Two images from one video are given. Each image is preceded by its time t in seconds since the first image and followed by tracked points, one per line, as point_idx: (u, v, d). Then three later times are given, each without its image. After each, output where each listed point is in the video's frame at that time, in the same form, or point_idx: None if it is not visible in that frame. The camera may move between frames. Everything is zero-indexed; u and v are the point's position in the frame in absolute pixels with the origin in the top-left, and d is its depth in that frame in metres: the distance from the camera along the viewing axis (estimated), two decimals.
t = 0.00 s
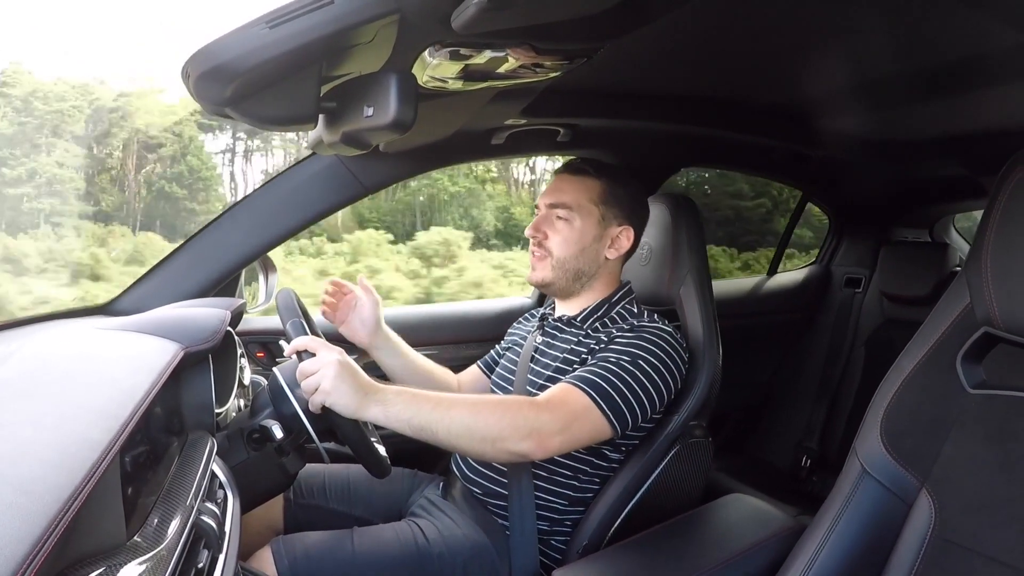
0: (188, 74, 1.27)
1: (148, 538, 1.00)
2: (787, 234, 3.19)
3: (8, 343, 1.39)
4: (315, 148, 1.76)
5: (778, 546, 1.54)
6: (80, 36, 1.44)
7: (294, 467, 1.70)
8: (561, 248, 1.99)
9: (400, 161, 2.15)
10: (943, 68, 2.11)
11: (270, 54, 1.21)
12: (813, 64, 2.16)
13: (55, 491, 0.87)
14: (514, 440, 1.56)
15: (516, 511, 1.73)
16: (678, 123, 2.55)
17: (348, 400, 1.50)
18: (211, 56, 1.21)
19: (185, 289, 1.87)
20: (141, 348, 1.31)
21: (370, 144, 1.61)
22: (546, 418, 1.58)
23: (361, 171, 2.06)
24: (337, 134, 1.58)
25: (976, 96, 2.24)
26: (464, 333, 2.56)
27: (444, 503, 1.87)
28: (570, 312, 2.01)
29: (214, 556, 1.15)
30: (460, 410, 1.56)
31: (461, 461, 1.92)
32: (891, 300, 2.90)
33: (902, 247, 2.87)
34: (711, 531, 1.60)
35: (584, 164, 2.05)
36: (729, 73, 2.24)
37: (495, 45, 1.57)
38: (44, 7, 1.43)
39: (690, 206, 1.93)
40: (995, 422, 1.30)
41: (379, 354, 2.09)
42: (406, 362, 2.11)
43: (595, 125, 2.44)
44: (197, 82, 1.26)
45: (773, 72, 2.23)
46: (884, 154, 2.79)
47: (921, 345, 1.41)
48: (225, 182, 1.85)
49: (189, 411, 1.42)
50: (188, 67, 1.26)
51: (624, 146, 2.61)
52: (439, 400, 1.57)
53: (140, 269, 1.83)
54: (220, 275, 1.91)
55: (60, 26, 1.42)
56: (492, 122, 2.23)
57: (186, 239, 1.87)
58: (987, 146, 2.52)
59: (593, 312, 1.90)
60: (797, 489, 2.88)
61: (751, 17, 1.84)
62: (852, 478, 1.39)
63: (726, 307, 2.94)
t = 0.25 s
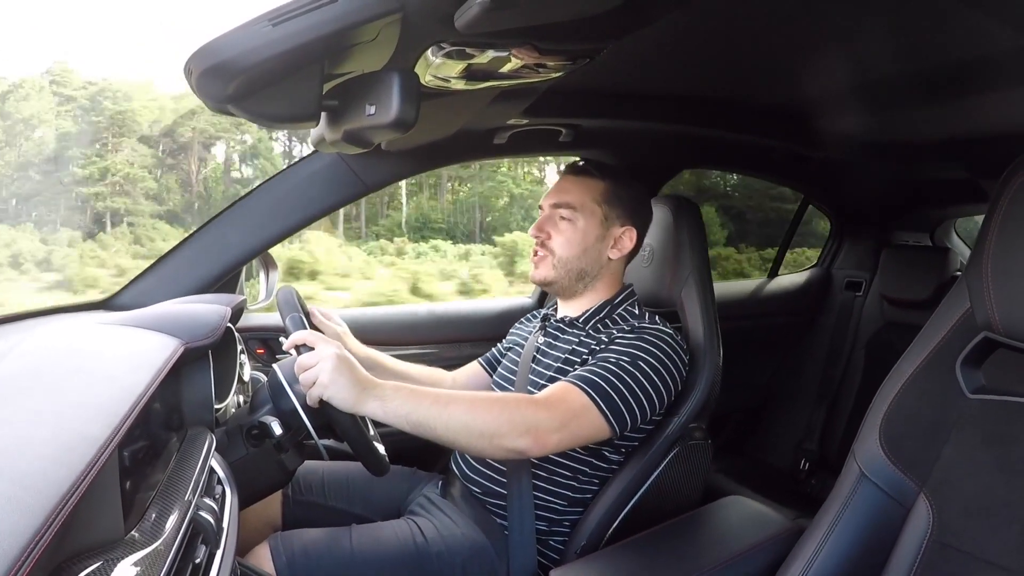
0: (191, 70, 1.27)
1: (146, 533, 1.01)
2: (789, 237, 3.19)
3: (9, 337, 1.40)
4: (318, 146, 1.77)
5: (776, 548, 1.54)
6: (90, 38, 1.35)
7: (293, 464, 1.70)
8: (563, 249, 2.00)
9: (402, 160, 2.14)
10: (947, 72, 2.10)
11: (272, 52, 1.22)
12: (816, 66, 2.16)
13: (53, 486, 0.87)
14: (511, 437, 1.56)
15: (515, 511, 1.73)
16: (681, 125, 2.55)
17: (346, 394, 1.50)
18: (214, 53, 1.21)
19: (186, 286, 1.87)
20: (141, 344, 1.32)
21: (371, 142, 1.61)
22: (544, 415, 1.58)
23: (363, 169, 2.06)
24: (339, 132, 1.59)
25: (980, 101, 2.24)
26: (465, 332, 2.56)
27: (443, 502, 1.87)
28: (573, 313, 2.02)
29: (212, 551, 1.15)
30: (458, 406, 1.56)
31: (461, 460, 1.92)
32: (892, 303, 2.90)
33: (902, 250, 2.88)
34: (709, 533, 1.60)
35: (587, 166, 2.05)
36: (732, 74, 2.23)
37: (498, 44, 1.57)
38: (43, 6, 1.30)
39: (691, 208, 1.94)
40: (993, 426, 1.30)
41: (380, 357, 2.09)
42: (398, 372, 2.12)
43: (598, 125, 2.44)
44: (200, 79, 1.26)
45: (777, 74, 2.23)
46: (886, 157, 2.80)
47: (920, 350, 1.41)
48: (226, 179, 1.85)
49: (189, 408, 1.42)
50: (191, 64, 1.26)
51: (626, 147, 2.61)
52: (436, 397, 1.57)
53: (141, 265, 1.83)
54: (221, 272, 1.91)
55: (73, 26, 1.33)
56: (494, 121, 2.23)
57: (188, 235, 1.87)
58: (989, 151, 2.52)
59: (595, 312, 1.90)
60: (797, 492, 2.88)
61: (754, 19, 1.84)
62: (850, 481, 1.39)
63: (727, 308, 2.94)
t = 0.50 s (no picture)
0: (191, 69, 1.27)
1: (148, 533, 1.00)
2: (790, 233, 3.18)
3: (10, 337, 1.39)
4: (318, 144, 1.76)
5: (779, 545, 1.54)
6: (93, 35, 1.37)
7: (296, 463, 1.70)
8: (566, 243, 2.00)
9: (403, 158, 2.14)
10: (947, 68, 2.10)
11: (272, 50, 1.21)
12: (816, 63, 2.15)
13: (55, 487, 0.86)
14: (513, 435, 1.56)
15: (518, 509, 1.74)
16: (682, 122, 2.55)
17: (347, 392, 1.50)
18: (214, 51, 1.21)
19: (188, 285, 1.87)
20: (143, 343, 1.31)
21: (372, 140, 1.61)
22: (545, 413, 1.58)
23: (364, 167, 2.06)
24: (340, 131, 1.59)
25: (980, 97, 2.23)
26: (467, 330, 2.56)
27: (446, 500, 1.86)
28: (575, 308, 2.01)
29: (214, 551, 1.15)
30: (460, 405, 1.56)
31: (463, 458, 1.92)
32: (894, 299, 2.90)
33: (904, 247, 2.89)
34: (712, 530, 1.60)
35: (592, 161, 2.05)
36: (733, 71, 2.23)
37: (498, 42, 1.57)
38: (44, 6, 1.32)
39: (693, 204, 1.93)
40: (996, 422, 1.30)
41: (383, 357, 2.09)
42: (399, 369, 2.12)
43: (599, 122, 2.43)
44: (200, 77, 1.26)
45: (777, 70, 2.22)
46: (887, 154, 2.80)
47: (923, 345, 1.41)
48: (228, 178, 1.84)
49: (191, 407, 1.42)
50: (191, 63, 1.26)
51: (627, 145, 2.61)
52: (438, 394, 1.57)
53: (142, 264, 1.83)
54: (223, 271, 1.91)
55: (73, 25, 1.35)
56: (495, 119, 2.23)
57: (190, 234, 1.87)
58: (989, 146, 2.52)
59: (597, 309, 1.90)
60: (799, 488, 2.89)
61: (754, 15, 1.83)
62: (853, 477, 1.39)
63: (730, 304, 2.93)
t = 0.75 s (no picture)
0: (194, 71, 1.27)
1: (149, 535, 1.00)
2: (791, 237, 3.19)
3: (11, 338, 1.39)
4: (321, 146, 1.77)
5: (779, 550, 1.54)
6: (98, 38, 1.37)
7: (296, 466, 1.70)
8: (567, 250, 2.00)
9: (405, 160, 2.14)
10: (949, 73, 2.10)
11: (275, 53, 1.22)
12: (818, 67, 2.15)
13: (56, 488, 0.86)
14: (514, 439, 1.56)
15: (519, 512, 1.74)
16: (683, 126, 2.55)
17: (347, 394, 1.50)
18: (216, 53, 1.21)
19: (189, 286, 1.87)
20: (144, 345, 1.31)
21: (374, 143, 1.61)
22: (546, 416, 1.58)
23: (365, 170, 2.06)
24: (342, 134, 1.59)
25: (982, 102, 2.23)
26: (468, 333, 2.56)
27: (447, 504, 1.86)
28: (577, 315, 2.02)
29: (215, 553, 1.15)
30: (460, 408, 1.56)
31: (464, 461, 1.92)
32: (895, 304, 2.89)
33: (906, 252, 2.90)
34: (712, 534, 1.59)
35: (591, 166, 2.05)
36: (735, 75, 2.23)
37: (501, 45, 1.57)
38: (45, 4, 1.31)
39: (694, 208, 1.94)
40: (997, 428, 1.30)
41: (384, 360, 2.09)
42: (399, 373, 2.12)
43: (601, 126, 2.43)
44: (202, 79, 1.26)
45: (779, 74, 2.22)
46: (888, 158, 2.80)
47: (924, 350, 1.41)
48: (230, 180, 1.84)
49: (191, 409, 1.42)
50: (194, 65, 1.26)
51: (629, 149, 2.61)
52: (439, 398, 1.57)
53: (143, 266, 1.82)
54: (224, 273, 1.90)
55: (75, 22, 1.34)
56: (497, 122, 2.23)
57: (191, 236, 1.87)
58: (990, 151, 2.52)
59: (599, 314, 1.90)
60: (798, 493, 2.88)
61: (757, 20, 1.83)
62: (854, 482, 1.39)
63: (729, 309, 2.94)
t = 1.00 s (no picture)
0: (195, 72, 1.27)
1: (150, 536, 1.00)
2: (793, 238, 3.19)
3: (13, 340, 1.39)
4: (322, 148, 1.76)
5: (781, 551, 1.54)
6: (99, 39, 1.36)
7: (298, 468, 1.69)
8: (568, 251, 2.00)
9: (407, 161, 2.14)
10: (950, 73, 2.10)
11: (277, 54, 1.21)
12: (819, 68, 2.15)
13: (58, 489, 0.86)
14: (515, 440, 1.56)
15: (521, 514, 1.74)
16: (685, 127, 2.55)
17: (348, 395, 1.50)
18: (217, 55, 1.21)
19: (191, 288, 1.87)
20: (146, 347, 1.31)
21: (375, 145, 1.61)
22: (547, 417, 1.58)
23: (367, 171, 2.06)
24: (343, 134, 1.58)
25: (982, 102, 2.24)
26: (470, 334, 2.56)
27: (449, 506, 1.85)
28: (579, 316, 2.01)
29: (216, 555, 1.14)
30: (461, 409, 1.56)
31: (465, 462, 1.92)
32: (897, 305, 2.89)
33: (907, 253, 2.89)
34: (715, 535, 1.59)
35: (591, 167, 2.05)
36: (736, 76, 2.23)
37: (502, 46, 1.57)
38: (44, 5, 1.29)
39: (695, 210, 1.93)
40: (999, 429, 1.30)
41: (385, 361, 2.09)
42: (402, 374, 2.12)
43: (602, 128, 2.43)
44: (204, 81, 1.26)
45: (780, 75, 2.22)
46: (888, 158, 2.80)
47: (925, 352, 1.41)
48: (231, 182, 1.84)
49: (193, 410, 1.42)
50: (195, 66, 1.26)
51: (631, 151, 2.61)
52: (440, 398, 1.57)
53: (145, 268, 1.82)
54: (225, 274, 1.90)
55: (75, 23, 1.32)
56: (498, 124, 2.23)
57: (192, 238, 1.87)
58: (991, 152, 2.52)
59: (599, 315, 1.90)
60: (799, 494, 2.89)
61: (758, 21, 1.83)
62: (855, 484, 1.39)
63: (731, 310, 2.94)
